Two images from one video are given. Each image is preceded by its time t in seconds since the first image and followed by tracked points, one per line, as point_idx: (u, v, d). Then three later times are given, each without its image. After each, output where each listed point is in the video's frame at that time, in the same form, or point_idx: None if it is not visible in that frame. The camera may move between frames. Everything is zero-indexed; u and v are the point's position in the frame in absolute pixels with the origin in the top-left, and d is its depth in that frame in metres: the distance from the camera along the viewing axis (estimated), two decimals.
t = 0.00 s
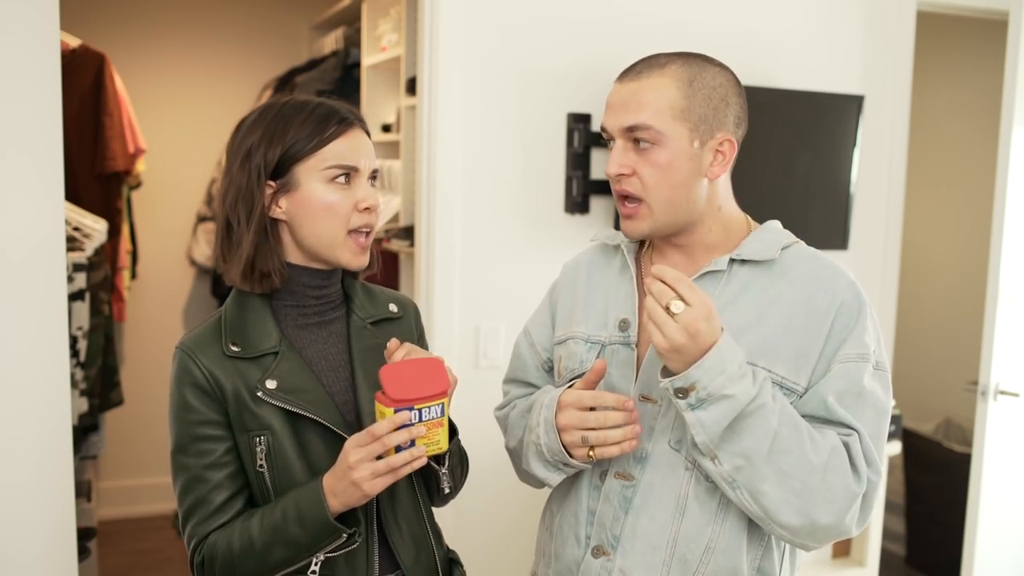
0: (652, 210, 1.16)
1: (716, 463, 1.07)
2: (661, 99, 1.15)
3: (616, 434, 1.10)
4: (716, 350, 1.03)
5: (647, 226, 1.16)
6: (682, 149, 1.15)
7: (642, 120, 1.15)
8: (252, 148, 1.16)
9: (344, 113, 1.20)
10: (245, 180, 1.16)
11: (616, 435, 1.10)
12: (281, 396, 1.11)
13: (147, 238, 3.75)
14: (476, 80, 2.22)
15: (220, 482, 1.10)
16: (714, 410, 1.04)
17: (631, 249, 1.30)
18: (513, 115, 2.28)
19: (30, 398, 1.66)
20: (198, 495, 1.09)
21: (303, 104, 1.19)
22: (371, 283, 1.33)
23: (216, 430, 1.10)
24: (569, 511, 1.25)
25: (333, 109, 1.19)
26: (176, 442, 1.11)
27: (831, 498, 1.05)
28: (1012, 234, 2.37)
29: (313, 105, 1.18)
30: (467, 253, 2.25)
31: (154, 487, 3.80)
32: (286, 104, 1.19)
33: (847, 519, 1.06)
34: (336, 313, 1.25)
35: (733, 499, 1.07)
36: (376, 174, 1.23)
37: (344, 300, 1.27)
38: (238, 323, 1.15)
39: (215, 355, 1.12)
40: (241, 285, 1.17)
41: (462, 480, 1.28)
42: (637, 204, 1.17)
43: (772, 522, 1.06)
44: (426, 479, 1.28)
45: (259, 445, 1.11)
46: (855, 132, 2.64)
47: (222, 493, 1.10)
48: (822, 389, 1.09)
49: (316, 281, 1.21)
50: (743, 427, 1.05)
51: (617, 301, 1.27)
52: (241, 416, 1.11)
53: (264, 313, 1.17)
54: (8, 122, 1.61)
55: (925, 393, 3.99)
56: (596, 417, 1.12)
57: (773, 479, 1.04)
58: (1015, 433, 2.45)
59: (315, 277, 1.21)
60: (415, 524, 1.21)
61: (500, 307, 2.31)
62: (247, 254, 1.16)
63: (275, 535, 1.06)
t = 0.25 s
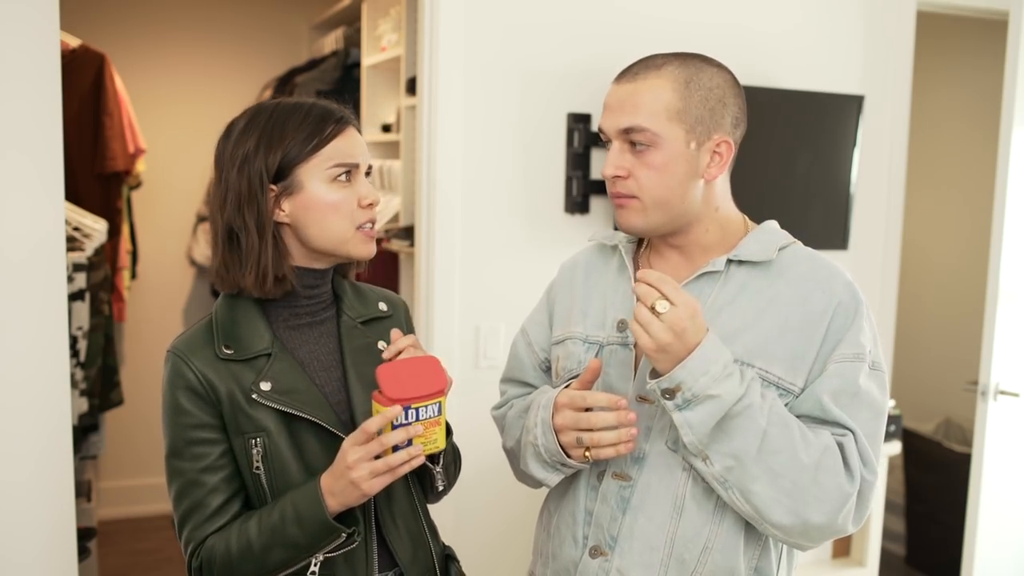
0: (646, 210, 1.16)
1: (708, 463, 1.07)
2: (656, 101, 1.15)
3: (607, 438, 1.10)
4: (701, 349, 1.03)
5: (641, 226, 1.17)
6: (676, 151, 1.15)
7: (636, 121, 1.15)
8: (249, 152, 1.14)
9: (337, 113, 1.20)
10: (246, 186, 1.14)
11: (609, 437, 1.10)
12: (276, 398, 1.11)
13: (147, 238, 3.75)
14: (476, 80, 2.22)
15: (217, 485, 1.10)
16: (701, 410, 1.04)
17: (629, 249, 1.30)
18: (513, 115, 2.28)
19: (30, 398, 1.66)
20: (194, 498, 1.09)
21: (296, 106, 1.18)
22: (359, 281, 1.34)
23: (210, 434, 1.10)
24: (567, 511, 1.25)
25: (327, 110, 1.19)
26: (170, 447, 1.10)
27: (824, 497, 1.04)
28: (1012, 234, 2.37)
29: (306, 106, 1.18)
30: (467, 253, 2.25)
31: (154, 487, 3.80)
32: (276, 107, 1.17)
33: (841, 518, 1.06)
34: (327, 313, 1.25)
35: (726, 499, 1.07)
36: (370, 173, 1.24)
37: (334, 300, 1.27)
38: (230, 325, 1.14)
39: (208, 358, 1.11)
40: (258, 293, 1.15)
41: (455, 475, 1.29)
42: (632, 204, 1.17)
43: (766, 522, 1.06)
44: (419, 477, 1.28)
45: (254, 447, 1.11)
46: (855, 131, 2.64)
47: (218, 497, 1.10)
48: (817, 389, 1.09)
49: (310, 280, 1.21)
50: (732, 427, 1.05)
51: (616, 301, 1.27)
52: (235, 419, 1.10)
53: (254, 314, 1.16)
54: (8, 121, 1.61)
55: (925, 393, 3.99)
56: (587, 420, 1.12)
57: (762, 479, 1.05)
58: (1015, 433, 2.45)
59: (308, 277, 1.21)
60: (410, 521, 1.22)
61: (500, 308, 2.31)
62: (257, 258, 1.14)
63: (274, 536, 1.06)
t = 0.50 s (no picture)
0: (650, 214, 1.16)
1: (683, 478, 1.09)
2: (654, 108, 1.15)
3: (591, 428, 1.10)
4: (647, 375, 1.06)
5: (641, 234, 1.18)
6: (678, 155, 1.15)
7: (636, 130, 1.15)
8: (241, 152, 1.13)
9: (329, 116, 1.19)
10: (236, 189, 1.13)
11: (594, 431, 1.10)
12: (271, 401, 1.11)
13: (147, 238, 3.75)
14: (476, 80, 2.22)
15: (215, 491, 1.08)
16: (658, 432, 1.06)
17: (630, 250, 1.30)
18: (514, 115, 2.28)
19: (30, 399, 1.66)
20: (192, 506, 1.08)
21: (290, 107, 1.17)
22: (344, 281, 1.34)
23: (206, 440, 1.09)
24: (563, 510, 1.25)
25: (321, 113, 1.18)
26: (165, 456, 1.09)
27: (802, 504, 1.03)
28: (1012, 234, 2.37)
29: (301, 107, 1.17)
30: (466, 253, 2.25)
31: (154, 487, 3.80)
32: (270, 106, 1.16)
33: (822, 524, 1.05)
34: (315, 314, 1.25)
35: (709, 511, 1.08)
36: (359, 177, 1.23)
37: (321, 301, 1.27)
38: (220, 331, 1.13)
39: (200, 364, 1.10)
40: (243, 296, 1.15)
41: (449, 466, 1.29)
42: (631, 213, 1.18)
43: (745, 532, 1.07)
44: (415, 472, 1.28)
45: (252, 451, 1.10)
46: (855, 131, 2.64)
47: (217, 503, 1.08)
48: (808, 391, 1.08)
49: (296, 283, 1.21)
50: (694, 443, 1.06)
51: (617, 301, 1.27)
52: (232, 424, 1.10)
53: (244, 317, 1.16)
54: (8, 121, 1.61)
55: (925, 393, 3.99)
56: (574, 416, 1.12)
57: (732, 489, 1.05)
58: (1015, 433, 2.45)
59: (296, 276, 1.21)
60: (409, 516, 1.22)
61: (500, 307, 2.31)
62: (244, 262, 1.14)
63: (277, 539, 1.05)
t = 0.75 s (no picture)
0: (650, 200, 1.16)
1: (676, 481, 1.09)
2: (660, 94, 1.15)
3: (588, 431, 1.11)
4: (633, 375, 1.07)
5: (642, 216, 1.17)
6: (681, 144, 1.15)
7: (640, 114, 1.15)
8: (234, 153, 1.13)
9: (323, 121, 1.19)
10: (226, 190, 1.12)
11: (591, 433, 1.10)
12: (267, 404, 1.11)
13: (146, 238, 3.75)
14: (476, 79, 2.22)
15: (213, 494, 1.08)
16: (648, 432, 1.07)
17: (629, 250, 1.30)
18: (514, 116, 2.28)
19: (31, 399, 1.66)
20: (190, 511, 1.07)
21: (284, 111, 1.17)
22: (332, 281, 1.34)
23: (202, 443, 1.08)
24: (561, 509, 1.25)
25: (315, 117, 1.18)
26: (161, 462, 1.08)
27: (791, 507, 1.03)
28: (1012, 234, 2.37)
29: (295, 111, 1.18)
30: (466, 253, 2.25)
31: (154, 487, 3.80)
32: (264, 108, 1.16)
33: (813, 527, 1.04)
34: (305, 315, 1.25)
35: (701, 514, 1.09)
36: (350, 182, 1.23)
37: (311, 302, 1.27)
38: (213, 334, 1.13)
39: (195, 368, 1.09)
40: (228, 298, 1.15)
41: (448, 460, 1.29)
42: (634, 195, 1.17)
43: (735, 535, 1.07)
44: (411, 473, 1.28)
45: (249, 454, 1.10)
46: (855, 132, 2.64)
47: (215, 507, 1.08)
48: (801, 392, 1.08)
49: (287, 286, 1.21)
50: (683, 443, 1.06)
51: (615, 299, 1.27)
52: (228, 427, 1.10)
53: (236, 319, 1.15)
54: (8, 121, 1.61)
55: (925, 393, 3.99)
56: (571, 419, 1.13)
57: (721, 491, 1.05)
58: (1015, 433, 2.45)
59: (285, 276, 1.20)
60: (405, 514, 1.22)
61: (500, 307, 2.31)
62: (232, 263, 1.13)
63: (280, 540, 1.05)
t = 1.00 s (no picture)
0: (657, 223, 1.17)
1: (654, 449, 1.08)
2: (653, 116, 1.15)
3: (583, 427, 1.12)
4: (617, 337, 1.08)
5: (649, 236, 1.17)
6: (678, 163, 1.15)
7: (635, 139, 1.15)
8: (230, 153, 1.13)
9: (319, 120, 1.19)
10: (223, 190, 1.13)
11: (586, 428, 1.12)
12: (262, 403, 1.11)
13: (146, 238, 3.75)
14: (476, 79, 2.22)
15: (208, 493, 1.08)
16: (630, 391, 1.07)
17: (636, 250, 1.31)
18: (514, 116, 2.28)
19: (31, 399, 1.66)
20: (185, 509, 1.07)
21: (281, 109, 1.17)
22: (330, 282, 1.34)
23: (197, 441, 1.08)
24: (558, 504, 1.26)
25: (311, 116, 1.18)
26: (157, 460, 1.08)
27: (766, 489, 1.02)
28: (1012, 234, 2.36)
29: (291, 110, 1.17)
30: (466, 253, 2.25)
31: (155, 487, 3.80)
32: (260, 107, 1.16)
33: (782, 509, 1.03)
34: (302, 316, 1.25)
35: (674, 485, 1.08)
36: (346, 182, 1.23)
37: (309, 301, 1.27)
38: (209, 333, 1.13)
39: (190, 366, 1.09)
40: (228, 298, 1.15)
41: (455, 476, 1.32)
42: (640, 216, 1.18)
43: (705, 510, 1.06)
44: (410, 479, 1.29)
45: (245, 454, 1.10)
46: (855, 132, 2.64)
47: (211, 505, 1.08)
48: (783, 379, 1.08)
49: (284, 285, 1.21)
50: (666, 407, 1.05)
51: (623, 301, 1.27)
52: (223, 425, 1.10)
53: (231, 318, 1.15)
54: (8, 122, 1.61)
55: (925, 392, 3.99)
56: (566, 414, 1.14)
57: (697, 462, 1.04)
58: (1015, 432, 2.45)
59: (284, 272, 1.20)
60: (402, 516, 1.22)
61: (500, 307, 2.31)
62: (230, 264, 1.13)
63: (276, 535, 1.05)
